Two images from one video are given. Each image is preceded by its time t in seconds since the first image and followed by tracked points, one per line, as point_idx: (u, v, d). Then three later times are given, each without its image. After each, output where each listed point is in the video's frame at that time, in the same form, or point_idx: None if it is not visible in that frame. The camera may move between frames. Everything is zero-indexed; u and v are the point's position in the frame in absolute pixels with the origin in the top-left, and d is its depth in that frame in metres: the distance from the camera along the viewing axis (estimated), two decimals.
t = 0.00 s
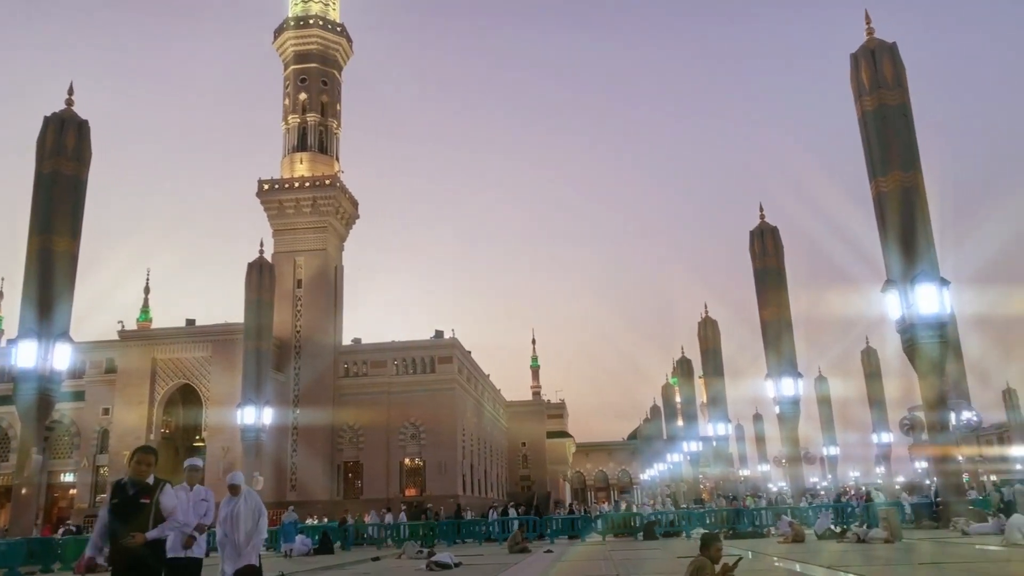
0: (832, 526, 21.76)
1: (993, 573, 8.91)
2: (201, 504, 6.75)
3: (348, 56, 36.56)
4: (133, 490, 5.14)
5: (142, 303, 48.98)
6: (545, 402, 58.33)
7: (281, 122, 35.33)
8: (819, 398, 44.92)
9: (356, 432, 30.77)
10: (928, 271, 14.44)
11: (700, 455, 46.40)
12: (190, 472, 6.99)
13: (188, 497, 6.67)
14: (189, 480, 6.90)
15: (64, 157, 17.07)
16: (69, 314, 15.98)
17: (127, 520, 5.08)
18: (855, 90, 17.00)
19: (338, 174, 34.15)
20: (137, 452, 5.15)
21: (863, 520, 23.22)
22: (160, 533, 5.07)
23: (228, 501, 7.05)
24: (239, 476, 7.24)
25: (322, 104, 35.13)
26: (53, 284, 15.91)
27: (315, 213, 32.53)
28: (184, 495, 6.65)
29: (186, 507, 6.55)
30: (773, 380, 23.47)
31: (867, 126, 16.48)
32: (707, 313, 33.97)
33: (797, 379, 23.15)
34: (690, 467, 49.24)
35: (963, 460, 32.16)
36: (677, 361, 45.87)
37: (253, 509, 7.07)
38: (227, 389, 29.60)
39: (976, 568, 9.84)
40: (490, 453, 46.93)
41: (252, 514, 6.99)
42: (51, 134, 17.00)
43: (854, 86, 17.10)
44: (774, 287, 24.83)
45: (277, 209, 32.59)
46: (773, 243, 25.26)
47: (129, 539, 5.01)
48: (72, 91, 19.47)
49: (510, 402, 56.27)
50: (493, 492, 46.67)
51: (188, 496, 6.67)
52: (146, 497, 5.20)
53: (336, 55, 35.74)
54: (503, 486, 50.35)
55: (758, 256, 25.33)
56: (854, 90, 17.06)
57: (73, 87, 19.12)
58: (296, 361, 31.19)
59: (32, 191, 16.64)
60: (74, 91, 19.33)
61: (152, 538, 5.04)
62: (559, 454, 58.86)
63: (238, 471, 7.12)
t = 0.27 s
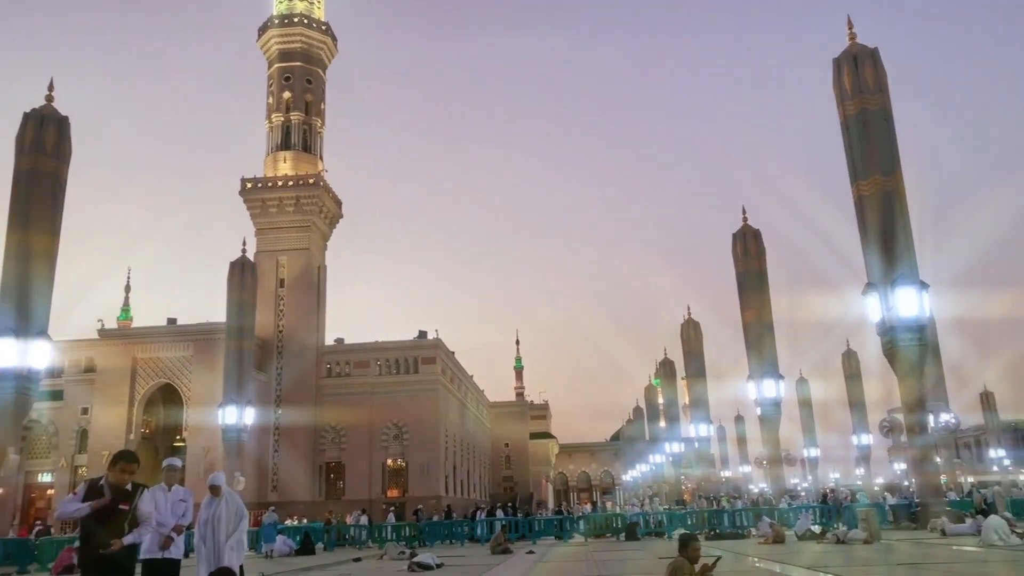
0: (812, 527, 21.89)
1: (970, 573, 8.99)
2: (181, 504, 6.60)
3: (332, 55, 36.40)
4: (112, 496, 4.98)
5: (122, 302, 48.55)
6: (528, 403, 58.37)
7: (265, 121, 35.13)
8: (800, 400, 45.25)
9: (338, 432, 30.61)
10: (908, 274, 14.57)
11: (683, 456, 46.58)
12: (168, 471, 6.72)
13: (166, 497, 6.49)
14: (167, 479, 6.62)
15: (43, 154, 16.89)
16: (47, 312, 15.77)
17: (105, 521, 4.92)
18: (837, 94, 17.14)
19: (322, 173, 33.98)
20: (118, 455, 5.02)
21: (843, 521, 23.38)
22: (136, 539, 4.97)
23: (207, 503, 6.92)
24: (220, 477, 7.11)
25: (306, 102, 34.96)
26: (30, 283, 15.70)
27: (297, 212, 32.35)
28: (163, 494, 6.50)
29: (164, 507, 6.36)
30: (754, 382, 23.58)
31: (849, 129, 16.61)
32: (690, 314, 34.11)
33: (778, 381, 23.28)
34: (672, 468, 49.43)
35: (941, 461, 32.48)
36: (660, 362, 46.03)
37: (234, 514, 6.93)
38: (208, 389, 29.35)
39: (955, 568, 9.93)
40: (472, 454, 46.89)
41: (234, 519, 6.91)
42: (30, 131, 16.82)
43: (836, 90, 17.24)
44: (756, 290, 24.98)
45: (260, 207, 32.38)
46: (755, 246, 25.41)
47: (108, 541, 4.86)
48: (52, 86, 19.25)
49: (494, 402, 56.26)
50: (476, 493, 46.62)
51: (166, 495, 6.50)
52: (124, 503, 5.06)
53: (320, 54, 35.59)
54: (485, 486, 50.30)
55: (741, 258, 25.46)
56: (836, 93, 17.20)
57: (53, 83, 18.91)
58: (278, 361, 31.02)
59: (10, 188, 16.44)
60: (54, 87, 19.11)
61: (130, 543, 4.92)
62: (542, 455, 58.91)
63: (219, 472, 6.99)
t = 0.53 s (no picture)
0: (792, 528, 22.08)
1: (946, 574, 9.09)
2: (158, 506, 6.54)
3: (316, 55, 36.25)
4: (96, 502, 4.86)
5: (101, 302, 48.09)
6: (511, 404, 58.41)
7: (247, 120, 34.92)
8: (780, 402, 45.59)
9: (320, 434, 30.45)
10: (887, 277, 14.73)
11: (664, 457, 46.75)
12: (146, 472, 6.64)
13: (143, 500, 6.43)
14: (145, 480, 6.54)
15: (21, 152, 16.70)
16: (23, 312, 15.57)
17: (85, 526, 4.78)
18: (818, 99, 17.30)
19: (305, 173, 33.84)
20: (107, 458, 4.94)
21: (822, 522, 23.58)
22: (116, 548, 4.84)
23: (186, 503, 6.85)
24: (200, 477, 7.05)
25: (289, 102, 34.80)
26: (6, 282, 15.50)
27: (280, 212, 32.18)
28: (140, 498, 6.42)
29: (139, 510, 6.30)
30: (735, 383, 23.74)
31: (830, 134, 16.76)
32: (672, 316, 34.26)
33: (759, 382, 23.44)
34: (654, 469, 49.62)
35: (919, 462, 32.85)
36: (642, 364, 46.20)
37: (212, 516, 6.85)
38: (188, 390, 29.08)
39: (932, 569, 10.04)
40: (455, 456, 46.81)
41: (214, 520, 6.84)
42: (8, 129, 16.62)
43: (817, 95, 17.41)
44: (737, 292, 25.17)
45: (242, 207, 32.19)
46: (737, 249, 25.58)
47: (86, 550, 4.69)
48: (30, 84, 19.04)
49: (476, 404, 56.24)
50: (458, 495, 46.56)
51: (143, 498, 6.44)
52: (108, 509, 4.96)
53: (303, 53, 35.44)
54: (467, 488, 50.27)
55: (722, 261, 25.63)
56: (817, 98, 17.36)
57: (31, 80, 18.69)
58: (260, 362, 30.84)
59: None
60: (32, 85, 18.90)
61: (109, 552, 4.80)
62: (525, 456, 58.96)
63: (199, 473, 6.91)
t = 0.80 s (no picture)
0: (772, 529, 22.21)
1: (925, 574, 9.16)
2: (136, 509, 6.44)
3: (298, 55, 36.06)
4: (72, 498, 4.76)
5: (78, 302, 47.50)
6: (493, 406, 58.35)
7: (229, 119, 34.65)
8: (761, 404, 45.87)
9: (301, 436, 30.24)
10: (866, 280, 14.85)
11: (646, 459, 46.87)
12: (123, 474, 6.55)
13: (120, 502, 6.34)
14: (122, 482, 6.45)
15: None
16: None
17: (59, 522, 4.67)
18: (799, 102, 17.43)
19: (286, 173, 33.62)
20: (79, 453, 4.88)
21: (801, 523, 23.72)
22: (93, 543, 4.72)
23: (164, 505, 6.75)
24: (179, 478, 6.95)
25: (271, 102, 34.59)
26: None
27: (261, 213, 31.96)
28: (117, 500, 6.33)
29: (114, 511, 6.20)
30: (716, 386, 23.84)
31: (811, 137, 16.88)
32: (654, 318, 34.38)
33: (740, 385, 23.56)
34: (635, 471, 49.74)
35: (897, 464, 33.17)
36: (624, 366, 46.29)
37: (190, 517, 6.75)
38: (167, 392, 28.77)
39: (911, 570, 10.11)
40: (437, 458, 46.67)
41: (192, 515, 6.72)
42: None
43: (798, 99, 17.53)
44: (718, 295, 25.29)
45: (223, 207, 31.94)
46: (718, 252, 25.70)
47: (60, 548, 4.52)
48: (8, 82, 18.78)
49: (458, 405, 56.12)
50: (440, 497, 46.43)
51: (120, 500, 6.34)
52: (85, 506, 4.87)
53: (286, 53, 35.22)
54: (449, 490, 50.15)
55: (704, 264, 25.74)
56: (798, 101, 17.48)
57: (9, 77, 18.44)
58: (240, 363, 30.62)
59: None
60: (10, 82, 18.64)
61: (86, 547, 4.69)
62: (507, 458, 58.90)
63: (178, 473, 6.82)
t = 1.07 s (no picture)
0: (752, 531, 22.33)
1: None
2: (113, 511, 6.38)
3: (282, 55, 35.88)
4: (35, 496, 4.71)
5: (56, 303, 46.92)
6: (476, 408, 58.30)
7: (211, 119, 34.39)
8: (742, 406, 46.15)
9: (282, 437, 30.06)
10: (846, 284, 14.99)
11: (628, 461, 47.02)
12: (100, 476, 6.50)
13: (96, 504, 6.29)
14: (99, 485, 6.40)
15: None
16: None
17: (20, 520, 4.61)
18: (781, 108, 17.59)
19: (269, 173, 33.44)
20: (36, 454, 4.82)
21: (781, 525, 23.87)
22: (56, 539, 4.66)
23: (142, 507, 6.69)
24: (159, 481, 6.89)
25: (254, 102, 34.39)
26: None
27: (243, 213, 31.76)
28: (93, 502, 6.28)
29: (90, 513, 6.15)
30: (698, 388, 23.97)
31: (792, 142, 17.02)
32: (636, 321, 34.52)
33: (721, 387, 23.69)
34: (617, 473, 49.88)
35: (875, 466, 33.48)
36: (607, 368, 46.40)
37: (169, 520, 6.67)
38: (147, 393, 28.49)
39: (888, 571, 10.21)
40: (419, 460, 46.54)
41: (169, 515, 6.69)
42: None
43: (780, 104, 17.68)
44: (700, 298, 25.43)
45: (205, 207, 31.71)
46: (700, 256, 25.84)
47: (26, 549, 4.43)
48: None
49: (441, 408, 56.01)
50: (422, 499, 46.30)
51: (96, 502, 6.29)
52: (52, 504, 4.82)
53: (269, 53, 35.04)
54: (431, 492, 50.04)
55: (686, 267, 25.87)
56: (780, 107, 17.64)
57: None
58: (221, 365, 30.40)
59: None
60: None
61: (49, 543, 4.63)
62: (489, 460, 58.86)
63: (156, 476, 6.75)
